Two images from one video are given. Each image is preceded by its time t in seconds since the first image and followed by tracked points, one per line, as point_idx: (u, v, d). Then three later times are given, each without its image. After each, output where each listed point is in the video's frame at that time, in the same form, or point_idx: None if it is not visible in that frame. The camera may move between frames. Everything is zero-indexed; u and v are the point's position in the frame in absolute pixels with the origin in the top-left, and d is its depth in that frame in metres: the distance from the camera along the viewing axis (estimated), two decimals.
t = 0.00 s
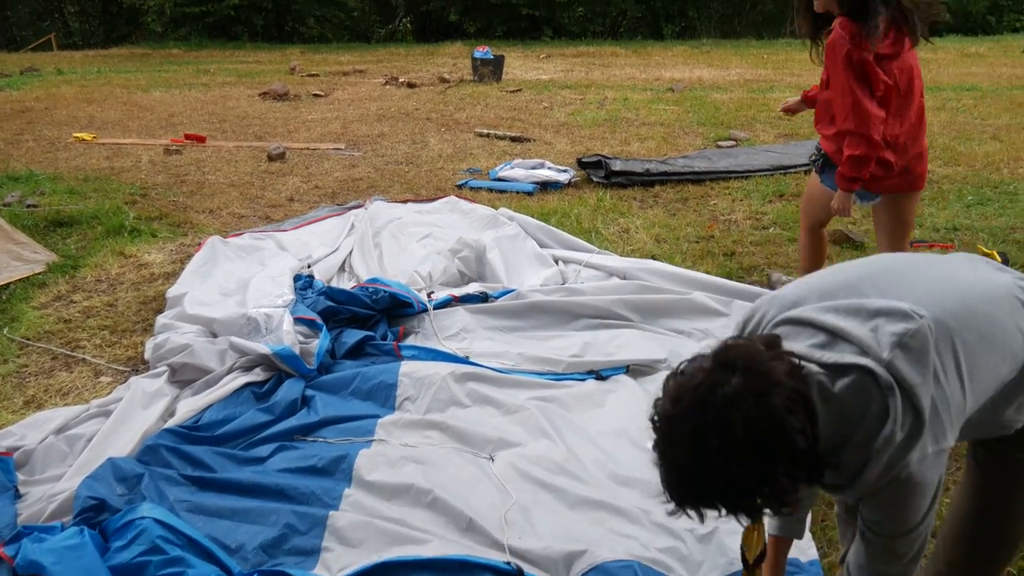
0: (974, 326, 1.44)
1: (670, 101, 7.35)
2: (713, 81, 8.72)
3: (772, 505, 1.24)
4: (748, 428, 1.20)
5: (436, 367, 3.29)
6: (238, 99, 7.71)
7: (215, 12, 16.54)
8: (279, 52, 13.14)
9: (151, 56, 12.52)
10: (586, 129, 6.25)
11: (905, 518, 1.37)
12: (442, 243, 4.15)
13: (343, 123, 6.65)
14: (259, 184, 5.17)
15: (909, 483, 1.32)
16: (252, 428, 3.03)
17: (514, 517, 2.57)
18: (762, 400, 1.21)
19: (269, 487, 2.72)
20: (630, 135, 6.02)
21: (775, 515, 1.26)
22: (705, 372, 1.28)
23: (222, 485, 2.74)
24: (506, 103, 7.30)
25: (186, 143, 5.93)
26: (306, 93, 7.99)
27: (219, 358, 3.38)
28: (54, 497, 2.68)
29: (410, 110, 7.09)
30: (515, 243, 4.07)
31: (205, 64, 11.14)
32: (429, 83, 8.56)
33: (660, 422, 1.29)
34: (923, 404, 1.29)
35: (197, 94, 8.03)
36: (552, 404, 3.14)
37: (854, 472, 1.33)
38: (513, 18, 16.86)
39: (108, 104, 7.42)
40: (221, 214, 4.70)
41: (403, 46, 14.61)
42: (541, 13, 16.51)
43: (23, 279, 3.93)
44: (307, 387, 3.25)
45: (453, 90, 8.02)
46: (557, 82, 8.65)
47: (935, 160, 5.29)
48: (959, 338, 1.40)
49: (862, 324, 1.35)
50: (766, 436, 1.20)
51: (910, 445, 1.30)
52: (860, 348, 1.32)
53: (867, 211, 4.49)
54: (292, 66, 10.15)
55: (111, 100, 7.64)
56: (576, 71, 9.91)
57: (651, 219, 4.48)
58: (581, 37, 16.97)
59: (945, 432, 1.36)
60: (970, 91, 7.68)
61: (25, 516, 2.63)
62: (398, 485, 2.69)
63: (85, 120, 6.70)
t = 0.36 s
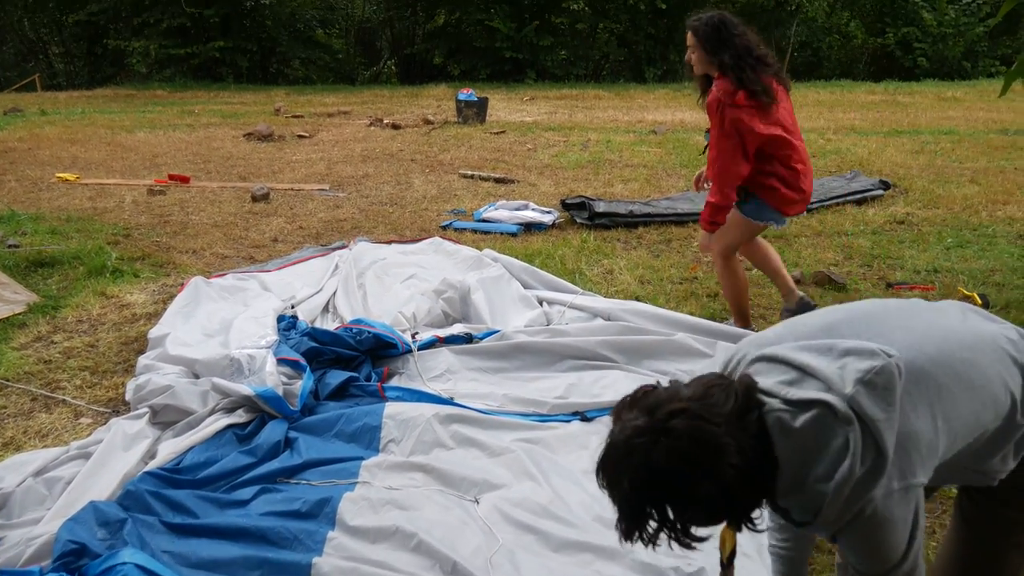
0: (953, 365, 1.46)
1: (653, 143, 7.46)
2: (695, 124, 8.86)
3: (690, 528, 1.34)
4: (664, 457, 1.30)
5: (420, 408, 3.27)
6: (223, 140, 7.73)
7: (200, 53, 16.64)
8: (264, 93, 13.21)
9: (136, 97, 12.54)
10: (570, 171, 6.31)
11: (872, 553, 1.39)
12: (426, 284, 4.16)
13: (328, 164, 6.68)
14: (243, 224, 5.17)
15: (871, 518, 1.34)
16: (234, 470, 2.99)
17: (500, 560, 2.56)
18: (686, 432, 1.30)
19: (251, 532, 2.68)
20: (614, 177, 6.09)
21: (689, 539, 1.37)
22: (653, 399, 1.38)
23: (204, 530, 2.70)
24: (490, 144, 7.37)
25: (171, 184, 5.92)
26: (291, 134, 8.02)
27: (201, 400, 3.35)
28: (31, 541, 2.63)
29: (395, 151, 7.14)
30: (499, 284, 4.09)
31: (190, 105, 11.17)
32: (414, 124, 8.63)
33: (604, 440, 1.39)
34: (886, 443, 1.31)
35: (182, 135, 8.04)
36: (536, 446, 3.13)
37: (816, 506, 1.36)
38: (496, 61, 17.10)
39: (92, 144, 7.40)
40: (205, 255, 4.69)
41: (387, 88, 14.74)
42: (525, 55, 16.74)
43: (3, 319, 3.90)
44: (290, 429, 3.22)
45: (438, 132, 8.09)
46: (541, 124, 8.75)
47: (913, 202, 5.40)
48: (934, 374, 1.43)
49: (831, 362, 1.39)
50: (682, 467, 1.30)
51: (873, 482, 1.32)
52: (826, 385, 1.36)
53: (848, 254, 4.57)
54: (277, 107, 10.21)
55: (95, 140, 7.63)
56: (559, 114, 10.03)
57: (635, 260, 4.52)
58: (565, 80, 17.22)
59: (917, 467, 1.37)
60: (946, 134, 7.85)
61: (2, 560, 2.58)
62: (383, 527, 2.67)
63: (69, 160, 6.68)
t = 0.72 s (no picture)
0: (1006, 347, 1.41)
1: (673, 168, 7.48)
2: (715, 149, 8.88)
3: (698, 449, 1.26)
4: (689, 361, 1.25)
5: (440, 430, 3.26)
6: (247, 160, 7.81)
7: (225, 73, 16.93)
8: (287, 113, 13.34)
9: (161, 116, 12.70)
10: (590, 194, 6.34)
11: (904, 518, 1.27)
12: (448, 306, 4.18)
13: (351, 184, 6.73)
14: (265, 243, 5.21)
15: (905, 470, 1.24)
16: (252, 488, 2.99)
17: None
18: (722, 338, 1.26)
19: (268, 551, 2.68)
20: (634, 201, 6.11)
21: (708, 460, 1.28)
22: (690, 307, 1.34)
23: (221, 548, 2.70)
24: (511, 167, 7.42)
25: (194, 203, 5.98)
26: (313, 155, 8.09)
27: (221, 417, 3.35)
28: (51, 556, 2.62)
29: (416, 173, 7.19)
30: (519, 307, 4.09)
31: (214, 125, 11.30)
32: (436, 146, 8.70)
33: (628, 351, 1.35)
34: (931, 385, 1.25)
35: (206, 153, 8.13)
36: (555, 469, 3.11)
37: (848, 448, 1.28)
38: (518, 84, 17.27)
39: (117, 162, 7.50)
40: (227, 273, 4.73)
41: (410, 110, 14.88)
42: (547, 79, 16.92)
43: (28, 334, 3.94)
44: (309, 448, 3.22)
45: (459, 154, 8.15)
46: (562, 147, 8.80)
47: (936, 231, 5.40)
48: (986, 347, 1.38)
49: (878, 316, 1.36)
50: (711, 375, 1.24)
51: (910, 431, 1.25)
52: (872, 332, 1.32)
53: (870, 282, 4.57)
54: (300, 128, 10.30)
55: (120, 158, 7.72)
56: (580, 137, 10.08)
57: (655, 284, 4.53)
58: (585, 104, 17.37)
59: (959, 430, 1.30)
60: (969, 163, 7.84)
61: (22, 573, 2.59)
62: (399, 547, 2.66)
63: (94, 177, 6.77)
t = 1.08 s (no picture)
0: None
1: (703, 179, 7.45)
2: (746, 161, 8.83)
3: (814, 191, 1.11)
4: (837, 118, 1.12)
5: (467, 438, 3.25)
6: (279, 168, 7.88)
7: (258, 83, 17.07)
8: (318, 122, 13.46)
9: (195, 124, 12.87)
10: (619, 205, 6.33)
11: (997, 379, 1.13)
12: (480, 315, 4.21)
13: (381, 193, 6.76)
14: (296, 251, 5.25)
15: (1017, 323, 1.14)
16: (281, 494, 3.00)
17: None
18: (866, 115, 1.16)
19: (297, 556, 2.68)
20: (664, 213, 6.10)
21: (820, 213, 1.12)
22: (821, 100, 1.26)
23: (250, 551, 2.71)
24: (541, 177, 7.43)
25: (227, 210, 6.04)
26: (344, 164, 8.15)
27: (252, 423, 3.37)
28: (83, 557, 2.64)
29: (446, 183, 7.22)
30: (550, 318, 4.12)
31: (246, 133, 11.42)
32: (466, 156, 8.73)
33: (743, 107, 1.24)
34: None
35: (239, 162, 8.23)
36: (583, 479, 3.08)
37: (955, 290, 1.18)
38: (549, 95, 17.26)
39: (151, 170, 7.60)
40: (258, 280, 4.77)
41: (440, 119, 14.95)
42: (578, 89, 16.88)
43: (62, 339, 4.01)
44: (337, 455, 3.23)
45: (489, 164, 8.17)
46: (592, 158, 8.79)
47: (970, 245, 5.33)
48: None
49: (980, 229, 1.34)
50: (855, 142, 1.12)
51: None
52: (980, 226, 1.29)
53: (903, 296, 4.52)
54: (331, 137, 10.38)
55: (154, 166, 7.83)
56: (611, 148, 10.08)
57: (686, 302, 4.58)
58: (615, 115, 17.35)
59: None
60: (1005, 177, 7.74)
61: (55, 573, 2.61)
62: (425, 554, 2.65)
63: (129, 185, 6.86)
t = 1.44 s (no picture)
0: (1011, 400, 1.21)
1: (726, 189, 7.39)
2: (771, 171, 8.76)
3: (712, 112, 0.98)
4: (760, 51, 1.01)
5: (487, 446, 3.24)
6: (303, 175, 7.94)
7: (285, 90, 17.21)
8: (343, 130, 13.56)
9: (222, 131, 13.01)
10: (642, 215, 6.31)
11: (883, 357, 0.92)
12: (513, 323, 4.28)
13: (404, 201, 6.79)
14: (319, 257, 5.28)
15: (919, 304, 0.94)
16: (301, 499, 3.00)
17: None
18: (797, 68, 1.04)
19: (316, 561, 2.67)
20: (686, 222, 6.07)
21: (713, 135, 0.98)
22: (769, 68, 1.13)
23: (269, 556, 2.71)
24: (564, 186, 7.42)
25: (251, 216, 6.09)
26: (368, 171, 8.19)
27: (273, 428, 3.38)
28: (105, 559, 2.65)
29: (469, 191, 7.23)
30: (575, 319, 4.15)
31: (272, 141, 11.54)
32: (489, 165, 8.75)
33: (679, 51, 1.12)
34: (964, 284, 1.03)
35: (265, 169, 8.30)
36: (602, 488, 3.05)
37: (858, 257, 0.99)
38: (574, 103, 17.20)
39: (178, 176, 7.68)
40: (281, 286, 4.80)
41: (465, 128, 14.99)
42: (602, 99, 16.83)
43: (88, 343, 4.05)
44: (357, 461, 3.22)
45: (512, 172, 8.17)
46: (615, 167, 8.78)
47: (999, 257, 5.26)
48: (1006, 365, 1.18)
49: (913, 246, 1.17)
50: (771, 76, 0.99)
51: (933, 297, 0.96)
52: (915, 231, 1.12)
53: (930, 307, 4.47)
54: (356, 144, 10.46)
55: (181, 172, 7.92)
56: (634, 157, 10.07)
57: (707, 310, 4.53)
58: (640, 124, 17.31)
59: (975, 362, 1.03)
60: None
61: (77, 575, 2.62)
62: (443, 560, 2.64)
63: (156, 190, 6.94)
